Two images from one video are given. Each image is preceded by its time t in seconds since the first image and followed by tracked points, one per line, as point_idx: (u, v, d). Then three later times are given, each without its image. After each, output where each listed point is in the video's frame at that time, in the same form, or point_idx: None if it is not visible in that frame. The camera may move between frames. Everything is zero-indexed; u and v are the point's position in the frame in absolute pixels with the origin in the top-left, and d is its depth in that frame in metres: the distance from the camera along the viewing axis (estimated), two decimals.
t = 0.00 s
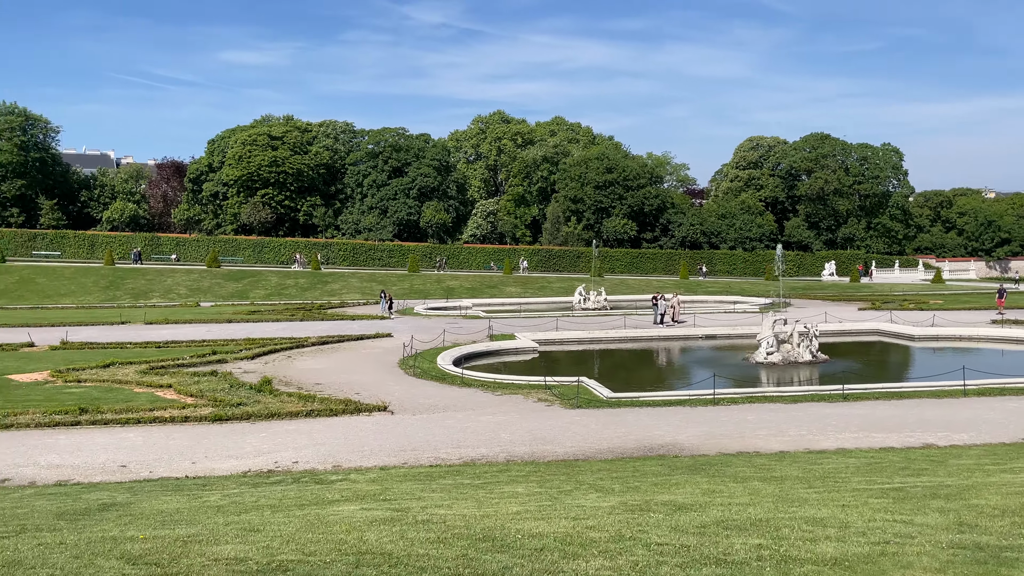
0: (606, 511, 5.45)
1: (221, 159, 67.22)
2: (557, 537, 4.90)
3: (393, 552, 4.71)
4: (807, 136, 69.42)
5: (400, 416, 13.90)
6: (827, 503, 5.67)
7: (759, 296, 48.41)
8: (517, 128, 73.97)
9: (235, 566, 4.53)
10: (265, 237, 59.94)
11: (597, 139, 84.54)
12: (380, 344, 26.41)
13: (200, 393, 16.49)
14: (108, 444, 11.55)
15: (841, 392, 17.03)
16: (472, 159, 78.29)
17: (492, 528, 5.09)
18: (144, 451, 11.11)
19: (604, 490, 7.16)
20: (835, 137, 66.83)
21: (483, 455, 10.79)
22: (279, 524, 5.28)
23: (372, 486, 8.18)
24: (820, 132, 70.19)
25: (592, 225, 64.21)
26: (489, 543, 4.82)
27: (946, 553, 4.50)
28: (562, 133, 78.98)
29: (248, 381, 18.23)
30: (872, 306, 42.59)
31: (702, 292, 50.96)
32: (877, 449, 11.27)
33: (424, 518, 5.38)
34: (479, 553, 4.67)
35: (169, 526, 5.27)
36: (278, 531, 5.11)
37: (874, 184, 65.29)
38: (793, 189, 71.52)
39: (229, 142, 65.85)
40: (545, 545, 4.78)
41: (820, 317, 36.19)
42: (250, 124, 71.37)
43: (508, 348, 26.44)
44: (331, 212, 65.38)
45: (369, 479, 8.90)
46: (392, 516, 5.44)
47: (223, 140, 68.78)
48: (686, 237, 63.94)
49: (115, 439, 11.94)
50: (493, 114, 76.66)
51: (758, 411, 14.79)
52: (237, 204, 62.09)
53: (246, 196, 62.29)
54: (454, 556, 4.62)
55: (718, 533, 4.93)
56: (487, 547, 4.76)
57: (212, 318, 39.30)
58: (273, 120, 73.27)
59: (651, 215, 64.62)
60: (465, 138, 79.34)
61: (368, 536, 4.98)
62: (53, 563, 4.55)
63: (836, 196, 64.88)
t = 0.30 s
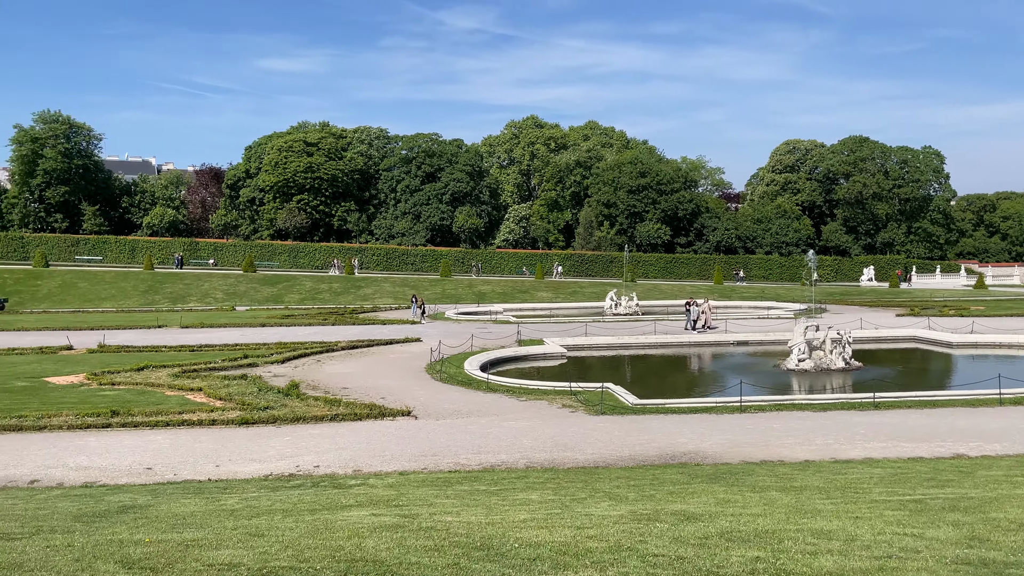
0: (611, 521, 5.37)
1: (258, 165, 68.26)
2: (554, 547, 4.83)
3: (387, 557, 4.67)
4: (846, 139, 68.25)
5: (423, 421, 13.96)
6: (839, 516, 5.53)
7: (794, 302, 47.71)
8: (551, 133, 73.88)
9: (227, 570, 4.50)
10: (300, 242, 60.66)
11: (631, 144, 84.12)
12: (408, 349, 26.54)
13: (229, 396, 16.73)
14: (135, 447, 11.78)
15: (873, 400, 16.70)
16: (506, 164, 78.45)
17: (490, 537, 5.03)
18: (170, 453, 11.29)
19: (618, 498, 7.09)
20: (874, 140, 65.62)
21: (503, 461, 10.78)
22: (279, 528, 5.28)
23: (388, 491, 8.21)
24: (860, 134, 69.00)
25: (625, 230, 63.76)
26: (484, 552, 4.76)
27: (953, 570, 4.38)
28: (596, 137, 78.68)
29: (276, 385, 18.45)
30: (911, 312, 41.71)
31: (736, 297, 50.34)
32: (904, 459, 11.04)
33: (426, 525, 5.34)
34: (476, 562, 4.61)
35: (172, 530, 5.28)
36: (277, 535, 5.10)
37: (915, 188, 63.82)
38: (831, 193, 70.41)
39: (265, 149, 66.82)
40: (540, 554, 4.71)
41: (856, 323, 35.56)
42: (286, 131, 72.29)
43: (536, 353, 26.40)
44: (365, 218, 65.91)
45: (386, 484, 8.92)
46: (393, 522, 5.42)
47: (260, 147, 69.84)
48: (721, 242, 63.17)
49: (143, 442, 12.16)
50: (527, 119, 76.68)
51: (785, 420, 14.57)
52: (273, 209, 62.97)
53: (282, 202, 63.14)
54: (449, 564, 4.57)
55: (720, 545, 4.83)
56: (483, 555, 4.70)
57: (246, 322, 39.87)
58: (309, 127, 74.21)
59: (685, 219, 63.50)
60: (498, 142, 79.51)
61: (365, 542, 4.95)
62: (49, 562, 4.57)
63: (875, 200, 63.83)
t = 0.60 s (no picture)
0: (614, 523, 5.31)
1: (295, 169, 69.16)
2: (549, 547, 4.80)
3: (380, 554, 4.67)
4: (886, 140, 66.96)
5: (447, 422, 14.00)
6: (849, 521, 5.41)
7: (832, 306, 46.91)
8: (584, 136, 73.57)
9: (218, 565, 4.50)
10: (334, 246, 61.24)
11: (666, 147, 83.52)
12: (437, 351, 26.64)
13: (258, 397, 16.96)
14: (163, 446, 11.99)
15: (905, 405, 16.37)
16: (539, 167, 78.40)
17: (487, 536, 5.00)
18: (196, 453, 11.47)
19: (631, 501, 7.04)
20: (915, 141, 64.33)
21: (522, 463, 10.76)
22: (282, 526, 5.29)
23: (404, 491, 8.23)
24: (900, 136, 67.66)
25: (659, 233, 63.13)
26: (477, 551, 4.73)
27: None
28: (630, 141, 78.22)
29: (304, 386, 18.65)
30: (951, 317, 40.78)
31: (772, 301, 49.65)
32: (934, 465, 10.79)
33: (427, 524, 5.33)
34: (470, 561, 4.57)
35: (178, 526, 5.32)
36: (279, 532, 5.11)
37: (958, 190, 62.37)
38: (871, 196, 69.16)
39: (302, 154, 67.68)
40: (533, 554, 4.67)
41: (893, 328, 34.87)
42: (322, 136, 73.11)
43: (564, 357, 26.31)
44: (399, 222, 66.29)
45: (403, 484, 8.96)
46: (397, 521, 5.40)
47: (297, 151, 70.74)
48: (757, 245, 62.16)
49: (171, 441, 12.38)
50: (560, 122, 76.56)
51: (814, 424, 14.33)
52: (309, 213, 63.66)
53: (317, 206, 63.83)
54: (442, 562, 4.54)
55: (719, 548, 4.76)
56: (476, 553, 4.67)
57: (281, 324, 40.36)
58: (344, 132, 74.96)
59: (721, 222, 62.91)
60: (532, 146, 79.49)
61: (360, 539, 4.94)
62: (51, 555, 4.61)
63: (916, 203, 62.51)
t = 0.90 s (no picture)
0: (617, 532, 5.24)
1: (331, 174, 69.96)
2: (543, 557, 4.72)
3: (372, 561, 4.64)
4: (928, 142, 65.51)
5: (471, 426, 14.01)
6: (862, 534, 5.26)
7: (870, 311, 46.02)
8: (620, 138, 73.14)
9: (209, 571, 4.51)
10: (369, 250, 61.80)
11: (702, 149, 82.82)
12: (466, 355, 26.68)
13: (286, 399, 17.14)
14: (189, 448, 12.18)
15: (940, 413, 15.97)
16: (573, 171, 78.30)
17: (485, 545, 4.94)
18: (220, 455, 11.62)
19: (644, 509, 6.95)
20: (959, 142, 62.92)
21: (542, 468, 10.71)
22: (284, 530, 5.29)
23: (420, 495, 8.23)
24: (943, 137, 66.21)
25: (694, 236, 62.40)
26: (471, 559, 4.68)
27: None
28: (665, 143, 77.64)
29: (332, 389, 18.81)
30: (994, 322, 39.73)
31: (809, 306, 48.89)
32: (964, 475, 10.49)
33: (429, 530, 5.31)
34: (464, 569, 4.53)
35: (183, 529, 5.34)
36: (279, 538, 5.11)
37: (1003, 192, 60.72)
38: (912, 198, 67.77)
39: (338, 159, 68.47)
40: (526, 564, 4.61)
41: (932, 333, 34.08)
42: (358, 141, 73.85)
43: (593, 361, 26.15)
44: (433, 225, 66.55)
45: (420, 488, 8.98)
46: (400, 527, 5.37)
47: (333, 157, 71.62)
48: (795, 248, 61.02)
49: (198, 443, 12.57)
50: (595, 125, 76.34)
51: (843, 432, 14.03)
52: (344, 218, 64.29)
53: (352, 210, 64.46)
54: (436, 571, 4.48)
55: (718, 561, 4.66)
56: (471, 562, 4.62)
57: (314, 327, 40.80)
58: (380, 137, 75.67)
59: (757, 225, 62.12)
60: (566, 149, 79.38)
61: (357, 546, 4.92)
62: (50, 556, 4.67)
63: (959, 205, 60.82)
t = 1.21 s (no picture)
0: (619, 535, 5.21)
1: (366, 178, 70.65)
2: (539, 558, 4.71)
3: (367, 560, 4.67)
4: (972, 141, 64.05)
5: (495, 428, 14.03)
6: (871, 540, 5.16)
7: (910, 314, 45.10)
8: (656, 140, 72.66)
9: (205, 566, 4.57)
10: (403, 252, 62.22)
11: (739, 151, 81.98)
12: (496, 357, 26.73)
13: (314, 399, 17.34)
14: (217, 447, 12.39)
15: (977, 418, 15.57)
16: (608, 173, 78.09)
17: (483, 546, 4.94)
18: (246, 454, 11.80)
19: (657, 513, 6.91)
20: (1004, 142, 61.48)
21: (562, 470, 10.70)
22: (290, 528, 5.35)
23: (437, 496, 8.28)
24: (988, 137, 64.68)
25: (730, 238, 61.67)
26: (464, 560, 4.69)
27: None
28: (701, 144, 76.79)
29: (360, 390, 18.98)
30: None
31: (847, 309, 48.04)
32: (995, 482, 10.23)
33: (432, 530, 5.34)
34: (458, 568, 4.54)
35: (192, 526, 5.43)
36: (285, 536, 5.17)
37: None
38: (955, 199, 66.29)
39: (373, 162, 69.12)
40: (520, 565, 4.61)
41: (973, 337, 33.26)
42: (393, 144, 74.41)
43: (622, 364, 26.01)
44: (467, 228, 66.76)
45: (438, 489, 9.03)
46: (402, 527, 5.41)
47: (369, 160, 72.34)
48: (833, 250, 59.78)
49: (226, 442, 12.78)
50: (630, 127, 75.86)
51: (874, 437, 13.76)
52: (379, 220, 64.85)
53: (387, 213, 65.00)
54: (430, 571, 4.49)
55: (717, 566, 4.60)
56: (464, 561, 4.63)
57: (348, 329, 41.20)
58: (415, 140, 76.24)
59: (795, 227, 60.94)
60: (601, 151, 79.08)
61: (355, 545, 4.95)
62: (56, 550, 4.77)
63: (1005, 206, 59.23)
